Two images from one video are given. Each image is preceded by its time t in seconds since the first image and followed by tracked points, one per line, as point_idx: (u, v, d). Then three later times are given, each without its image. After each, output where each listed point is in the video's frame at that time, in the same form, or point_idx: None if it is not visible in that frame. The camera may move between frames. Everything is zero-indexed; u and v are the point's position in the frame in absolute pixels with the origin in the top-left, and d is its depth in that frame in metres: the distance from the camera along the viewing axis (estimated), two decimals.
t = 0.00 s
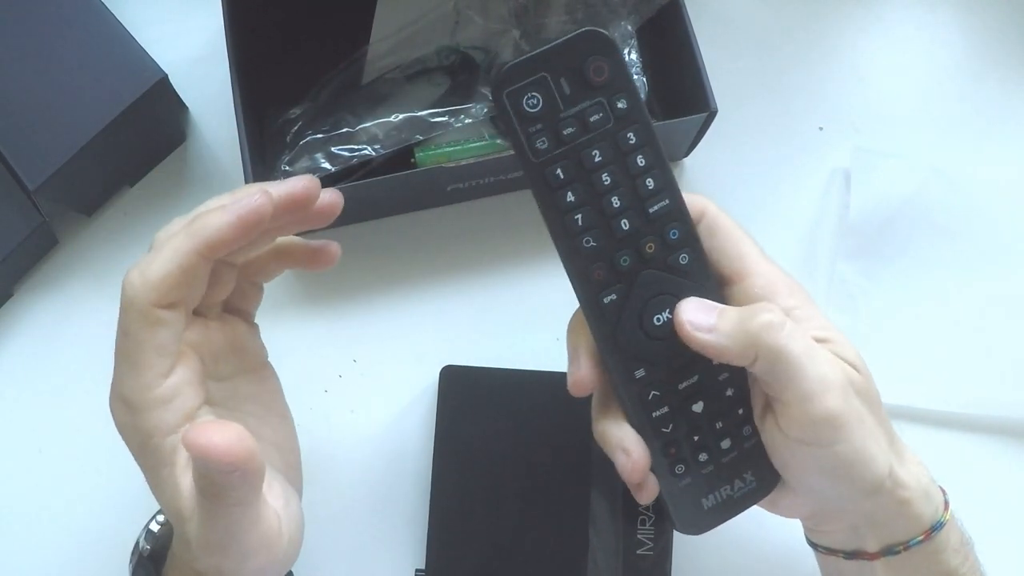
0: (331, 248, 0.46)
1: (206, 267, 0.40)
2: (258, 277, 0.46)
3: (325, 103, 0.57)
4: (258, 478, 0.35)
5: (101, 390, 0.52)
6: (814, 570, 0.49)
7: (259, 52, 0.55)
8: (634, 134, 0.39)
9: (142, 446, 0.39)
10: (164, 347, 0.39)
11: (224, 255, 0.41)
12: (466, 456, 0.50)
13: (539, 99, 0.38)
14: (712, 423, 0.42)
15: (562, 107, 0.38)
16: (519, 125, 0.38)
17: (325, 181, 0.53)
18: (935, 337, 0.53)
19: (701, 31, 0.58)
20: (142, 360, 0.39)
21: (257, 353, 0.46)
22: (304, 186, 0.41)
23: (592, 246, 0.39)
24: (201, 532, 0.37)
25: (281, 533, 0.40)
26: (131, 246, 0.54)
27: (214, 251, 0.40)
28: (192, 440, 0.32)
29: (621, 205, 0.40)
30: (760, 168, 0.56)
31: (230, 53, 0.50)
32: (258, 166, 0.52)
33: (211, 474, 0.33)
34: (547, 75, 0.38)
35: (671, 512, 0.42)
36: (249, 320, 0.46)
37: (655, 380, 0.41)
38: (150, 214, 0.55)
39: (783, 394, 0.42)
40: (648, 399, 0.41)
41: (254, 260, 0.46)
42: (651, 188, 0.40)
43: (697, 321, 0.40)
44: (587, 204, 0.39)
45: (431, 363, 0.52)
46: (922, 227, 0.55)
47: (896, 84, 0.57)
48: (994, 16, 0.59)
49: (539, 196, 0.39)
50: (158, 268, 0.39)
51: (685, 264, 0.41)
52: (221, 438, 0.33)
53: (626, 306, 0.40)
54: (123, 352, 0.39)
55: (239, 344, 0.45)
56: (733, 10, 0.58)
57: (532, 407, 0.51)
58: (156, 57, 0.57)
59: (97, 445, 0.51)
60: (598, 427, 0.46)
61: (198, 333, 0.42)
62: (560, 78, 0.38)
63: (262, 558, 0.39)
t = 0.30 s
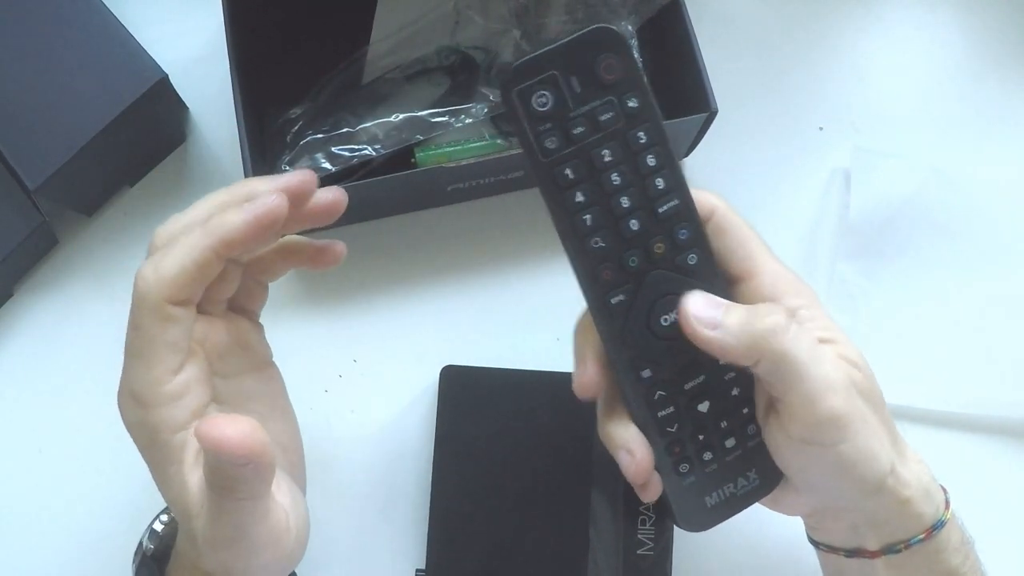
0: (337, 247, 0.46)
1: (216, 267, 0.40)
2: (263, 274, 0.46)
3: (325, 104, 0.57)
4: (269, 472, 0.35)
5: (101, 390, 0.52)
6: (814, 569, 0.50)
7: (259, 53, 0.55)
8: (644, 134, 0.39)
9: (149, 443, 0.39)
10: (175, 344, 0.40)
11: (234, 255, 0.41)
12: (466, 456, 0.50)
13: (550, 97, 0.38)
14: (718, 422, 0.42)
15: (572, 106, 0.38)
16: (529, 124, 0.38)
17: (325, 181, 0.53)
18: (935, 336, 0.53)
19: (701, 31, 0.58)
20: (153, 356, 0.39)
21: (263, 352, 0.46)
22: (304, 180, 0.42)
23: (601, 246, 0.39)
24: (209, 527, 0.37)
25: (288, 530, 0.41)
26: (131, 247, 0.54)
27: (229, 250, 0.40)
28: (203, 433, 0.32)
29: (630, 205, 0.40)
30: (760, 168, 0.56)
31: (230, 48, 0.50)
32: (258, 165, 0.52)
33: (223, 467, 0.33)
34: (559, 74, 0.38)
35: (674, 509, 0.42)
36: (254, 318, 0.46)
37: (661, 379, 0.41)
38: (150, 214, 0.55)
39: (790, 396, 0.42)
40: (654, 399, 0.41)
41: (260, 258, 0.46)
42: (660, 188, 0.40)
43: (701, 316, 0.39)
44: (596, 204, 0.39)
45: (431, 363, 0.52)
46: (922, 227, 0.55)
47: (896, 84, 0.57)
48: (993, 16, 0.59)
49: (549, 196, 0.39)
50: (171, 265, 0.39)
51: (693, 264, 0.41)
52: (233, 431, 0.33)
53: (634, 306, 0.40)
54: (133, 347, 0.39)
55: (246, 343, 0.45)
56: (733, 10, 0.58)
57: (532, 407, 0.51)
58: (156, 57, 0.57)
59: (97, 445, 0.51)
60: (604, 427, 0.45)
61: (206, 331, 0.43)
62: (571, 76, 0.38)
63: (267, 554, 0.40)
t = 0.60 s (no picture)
0: (342, 248, 0.47)
1: (227, 266, 0.41)
2: (270, 275, 0.47)
3: (325, 104, 0.57)
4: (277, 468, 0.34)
5: (100, 390, 0.52)
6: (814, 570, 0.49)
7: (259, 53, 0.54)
8: (667, 135, 0.39)
9: (154, 440, 0.39)
10: (183, 342, 0.40)
11: (243, 256, 0.42)
12: (465, 456, 0.50)
13: (577, 96, 0.38)
14: (725, 425, 0.42)
15: (599, 105, 0.38)
16: (556, 122, 0.38)
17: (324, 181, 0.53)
18: (935, 336, 0.53)
19: (701, 31, 0.58)
20: (161, 352, 0.39)
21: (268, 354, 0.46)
22: (309, 178, 0.43)
23: (621, 246, 0.39)
24: (214, 524, 0.37)
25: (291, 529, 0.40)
26: (131, 247, 0.54)
27: (240, 249, 0.41)
28: (217, 428, 0.32)
29: (651, 205, 0.39)
30: (760, 168, 0.56)
31: (230, 51, 0.50)
32: (258, 165, 0.52)
33: (232, 459, 0.33)
34: (586, 73, 0.38)
35: (679, 513, 0.42)
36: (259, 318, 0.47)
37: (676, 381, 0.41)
38: (150, 214, 0.55)
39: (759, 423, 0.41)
40: (665, 401, 0.41)
41: (267, 259, 0.46)
42: (679, 190, 0.40)
43: (654, 358, 0.38)
44: (618, 204, 0.39)
45: (431, 363, 0.52)
46: (922, 226, 0.55)
47: (896, 83, 0.57)
48: (994, 15, 0.59)
49: (572, 195, 0.39)
50: (185, 261, 0.40)
51: (707, 267, 0.41)
52: (248, 427, 0.32)
53: (650, 306, 0.40)
54: (141, 344, 0.40)
55: (249, 341, 0.45)
56: (732, 10, 0.58)
57: (532, 407, 0.51)
58: (156, 58, 0.57)
59: (96, 444, 0.51)
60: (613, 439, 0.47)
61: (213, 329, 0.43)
62: (599, 75, 0.38)
63: (269, 553, 0.40)
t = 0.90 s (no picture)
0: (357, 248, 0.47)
1: (247, 263, 0.41)
2: (284, 273, 0.47)
3: (325, 104, 0.57)
4: (295, 463, 0.35)
5: (100, 390, 0.52)
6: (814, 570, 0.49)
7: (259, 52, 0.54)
8: (661, 147, 0.39)
9: (165, 434, 0.39)
10: (200, 337, 0.40)
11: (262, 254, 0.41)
12: (466, 455, 0.50)
13: (572, 111, 0.38)
14: (726, 434, 0.42)
15: (594, 120, 0.38)
16: (551, 137, 0.38)
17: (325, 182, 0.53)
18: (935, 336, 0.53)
19: (701, 31, 0.58)
20: (177, 346, 0.39)
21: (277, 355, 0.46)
22: (324, 175, 0.43)
23: (619, 259, 0.39)
24: (229, 518, 0.37)
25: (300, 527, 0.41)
26: (132, 247, 0.54)
27: (260, 247, 0.41)
28: (239, 417, 0.32)
29: (647, 218, 0.39)
30: (760, 168, 0.56)
31: (230, 49, 0.50)
32: (258, 165, 0.52)
33: (251, 451, 0.33)
34: (580, 87, 0.38)
35: (681, 522, 0.42)
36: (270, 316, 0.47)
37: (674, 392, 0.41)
38: (150, 214, 0.54)
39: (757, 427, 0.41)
40: (665, 412, 0.41)
41: (283, 258, 0.46)
42: (675, 202, 0.40)
43: (650, 363, 0.38)
44: (614, 217, 0.39)
45: (431, 363, 0.52)
46: (922, 226, 0.55)
47: (897, 83, 0.57)
48: (994, 15, 0.59)
49: (569, 209, 0.39)
50: (203, 257, 0.40)
51: (706, 279, 0.41)
52: (270, 419, 0.33)
53: (649, 319, 0.40)
54: (157, 337, 0.39)
55: (261, 341, 0.45)
56: (733, 10, 0.58)
57: (532, 407, 0.51)
58: (156, 58, 0.57)
59: (97, 444, 0.51)
60: (614, 453, 0.47)
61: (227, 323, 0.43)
62: (592, 90, 0.38)
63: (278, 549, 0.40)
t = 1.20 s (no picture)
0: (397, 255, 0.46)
1: (308, 273, 0.41)
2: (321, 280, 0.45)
3: (325, 104, 0.57)
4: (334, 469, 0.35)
5: (100, 390, 0.52)
6: (813, 569, 0.49)
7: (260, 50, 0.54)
8: (657, 155, 0.39)
9: (199, 432, 0.39)
10: (247, 340, 0.40)
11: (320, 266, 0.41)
12: (466, 455, 0.50)
13: (568, 121, 0.38)
14: (726, 438, 0.42)
15: (589, 129, 0.38)
16: (547, 147, 0.38)
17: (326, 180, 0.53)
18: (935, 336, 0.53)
19: (701, 31, 0.58)
20: (223, 348, 0.39)
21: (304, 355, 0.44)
22: (399, 207, 0.41)
23: (617, 267, 0.39)
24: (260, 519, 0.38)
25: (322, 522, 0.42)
26: (132, 247, 0.54)
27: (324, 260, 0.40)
28: (284, 421, 0.33)
29: (644, 226, 0.39)
30: (761, 168, 0.56)
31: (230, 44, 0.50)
32: (258, 165, 0.52)
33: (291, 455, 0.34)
34: (575, 97, 0.38)
35: (682, 526, 0.42)
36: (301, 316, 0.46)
37: (673, 398, 0.41)
38: (150, 214, 0.54)
39: (772, 398, 0.42)
40: (665, 419, 0.41)
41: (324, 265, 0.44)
42: (672, 209, 0.40)
43: (680, 319, 0.39)
44: (612, 226, 0.39)
45: (431, 363, 0.52)
46: (921, 226, 0.55)
47: (897, 83, 0.57)
48: (994, 15, 0.59)
49: (567, 219, 0.39)
50: (262, 263, 0.40)
51: (703, 284, 0.41)
52: (314, 425, 0.33)
53: (648, 328, 0.40)
54: (202, 334, 0.40)
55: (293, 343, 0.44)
56: (733, 10, 0.58)
57: (532, 407, 0.51)
58: (156, 57, 0.57)
59: (97, 444, 0.51)
60: (614, 455, 0.47)
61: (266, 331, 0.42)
62: (587, 99, 0.38)
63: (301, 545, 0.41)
